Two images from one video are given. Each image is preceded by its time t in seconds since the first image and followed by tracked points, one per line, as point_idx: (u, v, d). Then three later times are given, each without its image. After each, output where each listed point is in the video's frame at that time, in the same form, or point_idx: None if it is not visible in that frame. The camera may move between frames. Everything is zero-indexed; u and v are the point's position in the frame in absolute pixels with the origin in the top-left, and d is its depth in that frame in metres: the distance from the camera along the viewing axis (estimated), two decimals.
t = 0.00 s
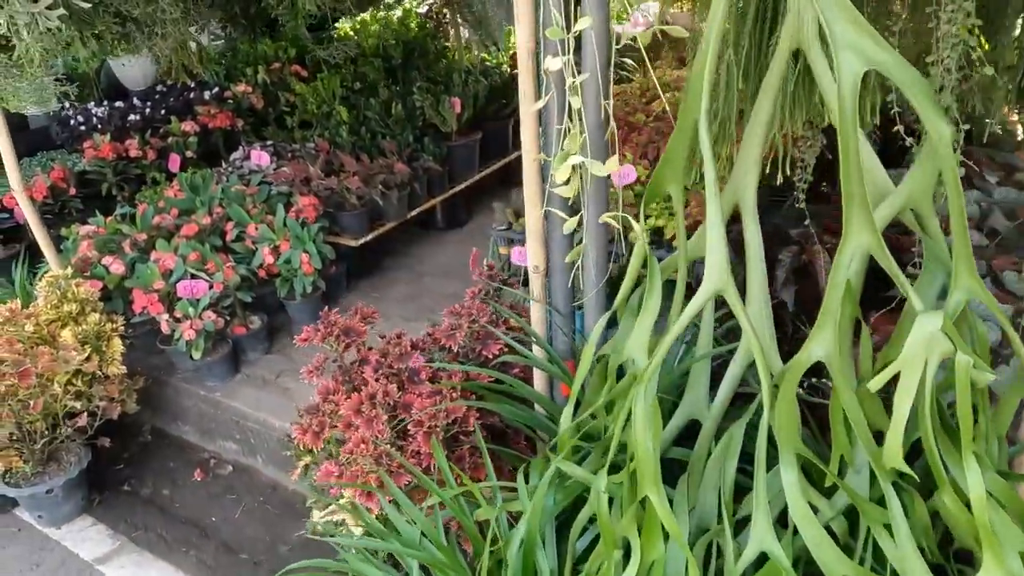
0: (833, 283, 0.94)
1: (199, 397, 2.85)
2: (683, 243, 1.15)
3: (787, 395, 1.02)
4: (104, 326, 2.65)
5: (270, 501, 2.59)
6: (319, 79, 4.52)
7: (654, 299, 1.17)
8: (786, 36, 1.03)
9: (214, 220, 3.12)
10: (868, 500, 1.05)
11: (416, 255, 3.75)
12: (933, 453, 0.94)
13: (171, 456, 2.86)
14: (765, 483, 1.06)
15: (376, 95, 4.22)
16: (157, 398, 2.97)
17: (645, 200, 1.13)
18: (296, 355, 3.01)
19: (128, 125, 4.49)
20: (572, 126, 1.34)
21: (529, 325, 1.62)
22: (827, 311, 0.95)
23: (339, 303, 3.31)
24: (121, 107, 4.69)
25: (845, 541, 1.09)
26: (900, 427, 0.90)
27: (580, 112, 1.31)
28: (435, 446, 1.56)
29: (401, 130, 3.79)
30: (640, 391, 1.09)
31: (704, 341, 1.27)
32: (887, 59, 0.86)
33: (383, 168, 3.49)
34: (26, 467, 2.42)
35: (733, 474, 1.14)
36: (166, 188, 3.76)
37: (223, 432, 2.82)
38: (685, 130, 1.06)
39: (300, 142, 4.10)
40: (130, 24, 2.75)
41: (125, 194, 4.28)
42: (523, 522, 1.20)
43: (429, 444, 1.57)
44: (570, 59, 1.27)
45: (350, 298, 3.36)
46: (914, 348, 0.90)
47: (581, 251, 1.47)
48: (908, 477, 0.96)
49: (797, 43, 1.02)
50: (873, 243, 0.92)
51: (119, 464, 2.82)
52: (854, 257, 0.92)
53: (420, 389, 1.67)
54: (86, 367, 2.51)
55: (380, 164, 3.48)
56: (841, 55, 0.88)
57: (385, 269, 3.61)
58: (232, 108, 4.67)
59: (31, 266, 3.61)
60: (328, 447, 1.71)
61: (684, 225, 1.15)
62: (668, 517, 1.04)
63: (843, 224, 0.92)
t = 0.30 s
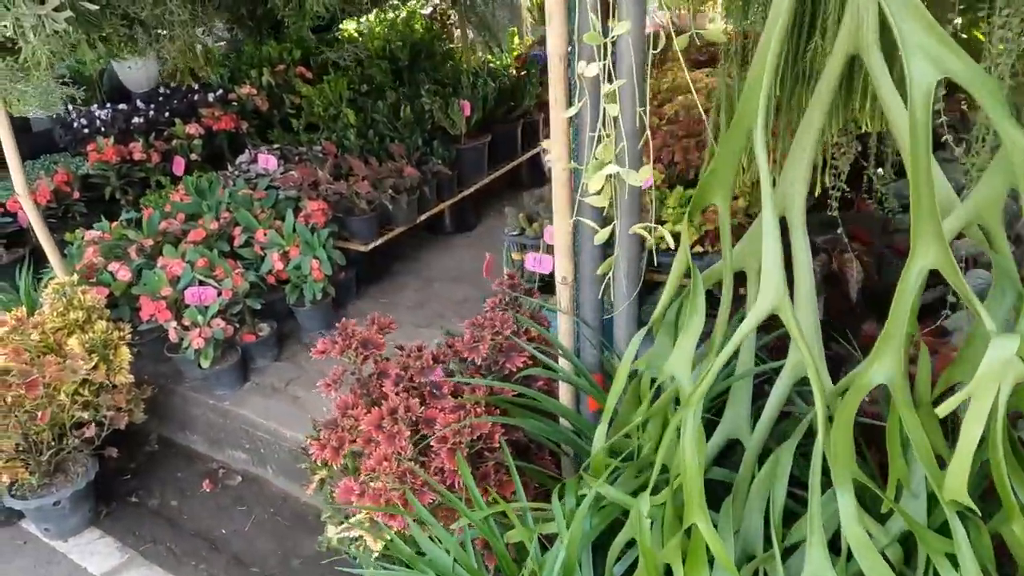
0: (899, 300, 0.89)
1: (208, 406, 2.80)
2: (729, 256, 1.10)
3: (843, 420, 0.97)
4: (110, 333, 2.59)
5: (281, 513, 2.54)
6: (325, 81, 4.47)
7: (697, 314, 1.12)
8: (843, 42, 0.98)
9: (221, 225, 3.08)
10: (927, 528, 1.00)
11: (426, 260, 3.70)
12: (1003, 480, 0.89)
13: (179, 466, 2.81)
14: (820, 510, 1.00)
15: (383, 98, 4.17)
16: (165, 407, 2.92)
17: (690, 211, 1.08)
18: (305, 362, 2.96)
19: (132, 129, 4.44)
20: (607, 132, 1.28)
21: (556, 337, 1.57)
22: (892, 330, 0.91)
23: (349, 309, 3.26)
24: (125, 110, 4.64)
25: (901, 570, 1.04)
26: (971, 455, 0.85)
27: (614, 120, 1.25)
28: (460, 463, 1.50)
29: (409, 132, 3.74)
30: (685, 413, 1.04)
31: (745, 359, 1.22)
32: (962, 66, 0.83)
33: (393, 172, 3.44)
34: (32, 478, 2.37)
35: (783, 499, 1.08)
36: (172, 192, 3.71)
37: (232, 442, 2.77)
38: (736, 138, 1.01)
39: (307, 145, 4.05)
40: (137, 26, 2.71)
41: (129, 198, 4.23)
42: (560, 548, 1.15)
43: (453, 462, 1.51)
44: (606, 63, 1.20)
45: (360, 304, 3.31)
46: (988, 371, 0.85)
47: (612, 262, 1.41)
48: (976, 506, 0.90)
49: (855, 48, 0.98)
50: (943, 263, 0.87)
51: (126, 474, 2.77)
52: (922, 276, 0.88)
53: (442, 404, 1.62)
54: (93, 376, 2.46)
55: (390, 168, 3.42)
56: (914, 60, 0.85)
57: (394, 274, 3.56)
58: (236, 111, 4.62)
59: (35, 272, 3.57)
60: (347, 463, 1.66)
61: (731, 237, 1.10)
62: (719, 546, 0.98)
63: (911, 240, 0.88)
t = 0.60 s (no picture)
0: (952, 310, 0.89)
1: (213, 414, 2.76)
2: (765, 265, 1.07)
3: (891, 435, 0.94)
4: (115, 340, 2.55)
5: (290, 522, 2.50)
6: (328, 84, 4.44)
7: (731, 325, 1.09)
8: (886, 45, 0.96)
9: (225, 230, 3.04)
10: (974, 544, 0.97)
11: (431, 264, 3.67)
12: None
13: (184, 474, 2.77)
14: (866, 529, 0.96)
15: (386, 101, 4.14)
16: (169, 414, 2.88)
17: (726, 218, 1.05)
18: (311, 368, 2.93)
19: (132, 132, 4.40)
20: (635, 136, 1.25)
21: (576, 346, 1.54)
22: (945, 341, 0.89)
23: (354, 315, 3.23)
24: (125, 112, 4.60)
25: None
26: None
27: (646, 124, 1.22)
28: (481, 475, 1.47)
29: (414, 135, 3.71)
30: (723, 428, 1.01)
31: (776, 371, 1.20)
32: (1020, 70, 0.82)
33: (398, 175, 3.41)
34: (36, 489, 2.33)
35: (823, 517, 1.04)
36: (174, 197, 3.67)
37: (239, 450, 2.73)
38: (779, 143, 0.98)
39: (310, 148, 4.01)
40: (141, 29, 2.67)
41: (129, 202, 4.19)
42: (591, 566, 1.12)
43: (474, 474, 1.48)
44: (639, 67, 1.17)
45: (365, 309, 3.28)
46: None
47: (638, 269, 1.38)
48: None
49: (899, 51, 0.95)
50: (997, 272, 0.87)
51: (131, 483, 2.73)
52: (977, 283, 0.88)
53: (460, 414, 1.58)
54: (98, 385, 2.42)
55: (395, 172, 3.39)
56: (969, 65, 0.85)
57: (399, 279, 3.53)
58: (237, 114, 4.58)
59: (36, 277, 3.52)
60: (363, 475, 1.63)
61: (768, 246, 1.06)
62: (761, 566, 0.95)
63: (965, 248, 0.88)
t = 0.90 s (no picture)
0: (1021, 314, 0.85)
1: (219, 420, 2.72)
2: (812, 268, 1.03)
3: (951, 447, 0.90)
4: (120, 346, 2.50)
5: (299, 531, 2.46)
6: (331, 85, 4.40)
7: (775, 330, 1.06)
8: (941, 41, 0.92)
9: (230, 232, 3.01)
10: None
11: (437, 267, 3.63)
12: None
13: (190, 482, 2.72)
14: (924, 544, 0.92)
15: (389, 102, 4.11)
16: (174, 420, 2.84)
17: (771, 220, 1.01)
18: (319, 373, 2.88)
19: (132, 134, 4.34)
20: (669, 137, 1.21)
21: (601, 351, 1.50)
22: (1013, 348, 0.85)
23: (361, 319, 3.19)
24: (124, 114, 4.54)
25: None
26: None
27: (682, 123, 1.18)
28: (507, 485, 1.43)
29: (418, 137, 3.67)
30: (772, 438, 0.97)
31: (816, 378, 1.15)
32: None
33: (404, 177, 3.36)
34: (41, 498, 2.29)
35: (874, 530, 1.00)
36: (176, 199, 3.63)
37: (246, 456, 2.69)
38: (831, 143, 0.94)
39: (313, 150, 3.97)
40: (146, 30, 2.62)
41: (129, 205, 4.13)
42: None
43: (500, 482, 1.44)
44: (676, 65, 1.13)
45: (372, 313, 3.24)
46: None
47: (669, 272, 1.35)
48: None
49: (956, 49, 0.91)
50: None
51: (136, 491, 2.68)
52: None
53: (483, 421, 1.55)
54: (103, 392, 2.37)
55: (401, 173, 3.35)
56: None
57: (406, 282, 3.49)
58: (237, 115, 4.52)
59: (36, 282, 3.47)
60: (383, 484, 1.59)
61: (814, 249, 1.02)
62: None
63: None
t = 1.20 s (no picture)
0: None
1: (235, 429, 2.66)
2: (896, 275, 0.98)
3: None
4: (134, 354, 2.44)
5: (320, 543, 2.40)
6: (337, 86, 4.34)
7: (854, 345, 1.01)
8: None
9: (242, 237, 2.95)
10: None
11: (449, 271, 3.58)
12: None
13: (204, 492, 2.66)
14: None
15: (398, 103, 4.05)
16: (188, 430, 2.77)
17: (853, 227, 0.98)
18: (335, 380, 2.82)
19: (134, 136, 4.27)
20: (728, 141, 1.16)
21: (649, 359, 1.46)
22: None
23: (376, 324, 3.14)
24: (125, 116, 4.47)
25: None
26: None
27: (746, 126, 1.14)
28: (557, 500, 1.39)
29: (429, 138, 3.61)
30: (858, 456, 0.94)
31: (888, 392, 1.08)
32: None
33: (417, 179, 3.31)
34: (56, 512, 2.23)
35: (964, 552, 0.96)
36: (183, 204, 3.56)
37: (263, 466, 2.63)
38: (926, 147, 0.91)
39: (321, 153, 3.91)
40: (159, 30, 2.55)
41: (134, 209, 4.06)
42: None
43: (549, 497, 1.40)
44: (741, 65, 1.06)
45: (386, 318, 3.19)
46: None
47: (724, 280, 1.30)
48: None
49: None
50: None
51: (150, 502, 2.62)
52: None
53: (525, 434, 1.50)
54: (119, 402, 2.31)
55: (415, 176, 3.30)
56: None
57: (419, 286, 3.44)
58: (241, 117, 4.45)
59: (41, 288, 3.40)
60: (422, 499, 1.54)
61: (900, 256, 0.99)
62: None
63: None
